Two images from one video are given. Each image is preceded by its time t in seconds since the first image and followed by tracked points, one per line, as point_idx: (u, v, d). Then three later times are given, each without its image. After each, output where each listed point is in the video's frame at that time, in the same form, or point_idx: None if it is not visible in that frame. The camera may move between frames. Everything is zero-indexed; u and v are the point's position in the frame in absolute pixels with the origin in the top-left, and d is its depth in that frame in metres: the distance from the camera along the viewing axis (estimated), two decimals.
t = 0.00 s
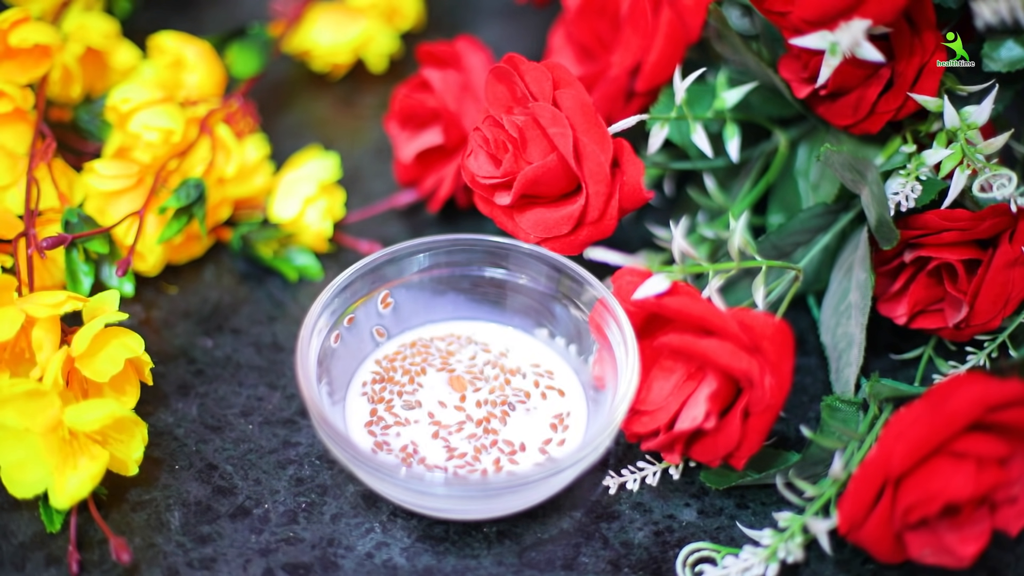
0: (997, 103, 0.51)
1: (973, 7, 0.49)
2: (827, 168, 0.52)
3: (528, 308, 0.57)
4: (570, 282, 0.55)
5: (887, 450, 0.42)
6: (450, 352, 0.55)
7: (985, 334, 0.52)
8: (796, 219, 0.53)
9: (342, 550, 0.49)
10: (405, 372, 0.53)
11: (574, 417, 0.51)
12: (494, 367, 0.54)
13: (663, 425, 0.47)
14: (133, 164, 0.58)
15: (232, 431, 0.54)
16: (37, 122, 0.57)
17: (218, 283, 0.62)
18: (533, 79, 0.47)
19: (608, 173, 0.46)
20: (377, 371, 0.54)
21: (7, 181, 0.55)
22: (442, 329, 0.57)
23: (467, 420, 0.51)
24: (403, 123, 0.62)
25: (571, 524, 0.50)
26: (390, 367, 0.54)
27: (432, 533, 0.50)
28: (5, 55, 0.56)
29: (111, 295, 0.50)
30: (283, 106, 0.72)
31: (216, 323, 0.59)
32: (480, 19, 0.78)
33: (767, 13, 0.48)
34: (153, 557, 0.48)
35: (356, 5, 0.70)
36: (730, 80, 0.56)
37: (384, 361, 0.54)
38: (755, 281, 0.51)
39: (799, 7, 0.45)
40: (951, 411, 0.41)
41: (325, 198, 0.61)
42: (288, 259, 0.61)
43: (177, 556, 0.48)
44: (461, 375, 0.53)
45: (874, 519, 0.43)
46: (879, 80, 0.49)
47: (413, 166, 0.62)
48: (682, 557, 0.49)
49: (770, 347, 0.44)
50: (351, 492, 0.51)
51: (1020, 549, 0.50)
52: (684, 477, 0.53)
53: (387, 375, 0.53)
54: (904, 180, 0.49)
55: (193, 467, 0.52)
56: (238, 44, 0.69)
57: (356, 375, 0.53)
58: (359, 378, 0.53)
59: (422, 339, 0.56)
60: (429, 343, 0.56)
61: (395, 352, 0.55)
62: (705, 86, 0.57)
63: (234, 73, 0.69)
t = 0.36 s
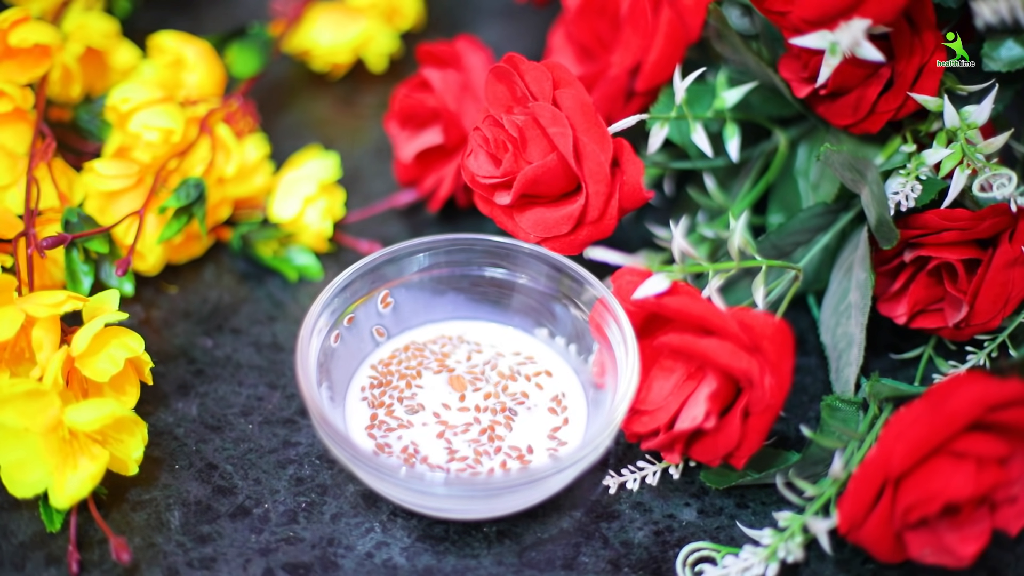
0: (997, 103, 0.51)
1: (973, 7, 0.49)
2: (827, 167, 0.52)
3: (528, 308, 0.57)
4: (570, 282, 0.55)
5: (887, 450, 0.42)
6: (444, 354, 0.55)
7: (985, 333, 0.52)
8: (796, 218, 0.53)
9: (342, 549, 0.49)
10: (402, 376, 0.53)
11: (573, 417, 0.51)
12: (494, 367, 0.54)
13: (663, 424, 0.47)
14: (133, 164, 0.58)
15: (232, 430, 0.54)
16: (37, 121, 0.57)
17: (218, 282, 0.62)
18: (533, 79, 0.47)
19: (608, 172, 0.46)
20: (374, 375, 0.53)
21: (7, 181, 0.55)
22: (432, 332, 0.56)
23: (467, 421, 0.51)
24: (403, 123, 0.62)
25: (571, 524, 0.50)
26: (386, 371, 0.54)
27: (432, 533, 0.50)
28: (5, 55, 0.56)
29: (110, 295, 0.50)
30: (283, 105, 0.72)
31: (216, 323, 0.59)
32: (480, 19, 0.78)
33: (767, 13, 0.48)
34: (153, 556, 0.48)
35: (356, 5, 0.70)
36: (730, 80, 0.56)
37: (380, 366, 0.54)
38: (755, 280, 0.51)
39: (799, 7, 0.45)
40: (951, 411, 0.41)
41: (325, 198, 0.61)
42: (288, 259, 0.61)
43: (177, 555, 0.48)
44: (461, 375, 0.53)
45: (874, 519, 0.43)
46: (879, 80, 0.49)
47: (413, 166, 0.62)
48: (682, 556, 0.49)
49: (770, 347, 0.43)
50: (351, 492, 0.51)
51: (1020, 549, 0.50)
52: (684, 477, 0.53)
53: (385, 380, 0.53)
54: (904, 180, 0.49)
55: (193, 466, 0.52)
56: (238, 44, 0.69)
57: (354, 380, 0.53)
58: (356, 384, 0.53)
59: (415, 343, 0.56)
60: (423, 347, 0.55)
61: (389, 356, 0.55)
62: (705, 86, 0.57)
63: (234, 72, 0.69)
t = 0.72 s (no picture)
0: (997, 102, 0.51)
1: (973, 7, 0.49)
2: (827, 167, 0.52)
3: (528, 308, 0.57)
4: (570, 281, 0.55)
5: (887, 450, 0.42)
6: (439, 355, 0.55)
7: (985, 333, 0.53)
8: (796, 218, 0.53)
9: (342, 549, 0.49)
10: (399, 379, 0.53)
11: (573, 417, 0.51)
12: (495, 367, 0.54)
13: (663, 424, 0.47)
14: (133, 164, 0.58)
15: (232, 430, 0.54)
16: (37, 121, 0.57)
17: (218, 283, 0.62)
18: (533, 79, 0.47)
19: (608, 172, 0.46)
20: (371, 380, 0.53)
21: (7, 181, 0.54)
22: (424, 333, 0.56)
23: (468, 421, 0.51)
24: (403, 122, 0.62)
25: (571, 523, 0.50)
26: (383, 375, 0.53)
27: (432, 532, 0.50)
28: (5, 55, 0.56)
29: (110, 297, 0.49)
30: (283, 105, 0.72)
31: (217, 323, 0.59)
32: (481, 19, 0.78)
33: (767, 13, 0.48)
34: (153, 556, 0.48)
35: (356, 5, 0.70)
36: (730, 80, 0.56)
37: (376, 370, 0.54)
38: (755, 280, 0.51)
39: (798, 7, 0.45)
40: (951, 411, 0.41)
41: (325, 197, 0.61)
42: (289, 258, 0.61)
43: (177, 555, 0.48)
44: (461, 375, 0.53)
45: (873, 519, 0.43)
46: (879, 80, 0.49)
47: (413, 166, 0.62)
48: (682, 556, 0.49)
49: (770, 347, 0.43)
50: (351, 492, 0.51)
51: (1020, 549, 0.50)
52: (684, 476, 0.53)
53: (382, 384, 0.53)
54: (904, 180, 0.49)
55: (193, 466, 0.52)
56: (238, 44, 0.69)
57: (352, 383, 0.53)
58: (354, 389, 0.53)
59: (410, 345, 0.55)
60: (417, 349, 0.55)
61: (385, 359, 0.54)
62: (705, 86, 0.57)
63: (234, 72, 0.69)
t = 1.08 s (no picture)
0: (997, 102, 0.51)
1: (974, 7, 0.49)
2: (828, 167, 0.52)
3: (529, 308, 0.57)
4: (571, 281, 0.55)
5: (887, 450, 0.42)
6: (435, 357, 0.55)
7: (986, 333, 0.52)
8: (796, 218, 0.53)
9: (342, 549, 0.49)
10: (399, 380, 0.53)
11: (574, 417, 0.51)
12: (495, 368, 0.54)
13: (663, 424, 0.47)
14: (134, 164, 0.58)
15: (233, 430, 0.54)
16: (37, 121, 0.57)
17: (218, 282, 0.62)
18: (533, 79, 0.47)
19: (609, 172, 0.46)
20: (370, 384, 0.53)
21: (7, 181, 0.54)
22: (416, 336, 0.56)
23: (469, 421, 0.51)
24: (404, 122, 0.62)
25: (571, 523, 0.50)
26: (384, 375, 0.53)
27: (432, 532, 0.50)
28: (6, 54, 0.56)
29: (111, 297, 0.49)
30: (284, 105, 0.72)
31: (217, 322, 0.59)
32: (481, 19, 0.78)
33: (768, 13, 0.48)
34: (153, 556, 0.48)
35: (357, 5, 0.70)
36: (730, 80, 0.56)
37: (374, 374, 0.53)
38: (755, 280, 0.51)
39: (799, 7, 0.45)
40: (951, 411, 0.41)
41: (325, 197, 0.61)
42: (289, 258, 0.61)
43: (177, 555, 0.48)
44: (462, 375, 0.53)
45: (874, 519, 0.43)
46: (879, 80, 0.49)
47: (413, 166, 0.62)
48: (682, 556, 0.49)
49: (770, 347, 0.43)
50: (351, 492, 0.51)
51: (1020, 549, 0.50)
52: (685, 476, 0.53)
53: (381, 388, 0.53)
54: (904, 180, 0.49)
55: (193, 466, 0.52)
56: (239, 43, 0.69)
57: (352, 383, 0.53)
58: (354, 390, 0.52)
59: (410, 346, 0.55)
60: (414, 351, 0.55)
61: (386, 359, 0.54)
62: (705, 86, 0.57)
63: (234, 72, 0.69)
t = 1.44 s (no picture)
0: (997, 102, 0.51)
1: (973, 7, 0.49)
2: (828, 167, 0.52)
3: (528, 308, 0.57)
4: (571, 281, 0.55)
5: (887, 450, 0.42)
6: (433, 358, 0.54)
7: (986, 333, 0.52)
8: (796, 218, 0.53)
9: (342, 549, 0.49)
10: (400, 380, 0.53)
11: (574, 416, 0.51)
12: (496, 367, 0.54)
13: (663, 424, 0.47)
14: (134, 163, 0.58)
15: (232, 430, 0.54)
16: (37, 121, 0.57)
17: (218, 282, 0.62)
18: (533, 79, 0.47)
19: (609, 172, 0.46)
20: (369, 388, 0.53)
21: (7, 180, 0.55)
22: (413, 337, 0.56)
23: (470, 421, 0.51)
24: (404, 122, 0.62)
25: (571, 523, 0.50)
26: (384, 375, 0.53)
27: (432, 532, 0.50)
28: (6, 54, 0.56)
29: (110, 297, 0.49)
30: (284, 105, 0.72)
31: (217, 322, 0.59)
32: (481, 19, 0.78)
33: (768, 13, 0.48)
34: (153, 556, 0.48)
35: (357, 5, 0.70)
36: (730, 80, 0.56)
37: (372, 377, 0.53)
38: (755, 280, 0.51)
39: (799, 7, 0.45)
40: (951, 411, 0.41)
41: (325, 197, 0.61)
42: (289, 258, 0.61)
43: (177, 554, 0.48)
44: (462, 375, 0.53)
45: (874, 519, 0.43)
46: (879, 80, 0.49)
47: (413, 166, 0.62)
48: (682, 556, 0.49)
49: (770, 347, 0.43)
50: (351, 491, 0.51)
51: (1020, 549, 0.50)
52: (684, 476, 0.53)
53: (380, 391, 0.52)
54: (904, 180, 0.49)
55: (193, 465, 0.52)
56: (239, 43, 0.69)
57: (352, 383, 0.53)
58: (354, 390, 0.53)
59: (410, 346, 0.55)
60: (414, 351, 0.55)
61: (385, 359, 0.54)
62: (705, 86, 0.57)
63: (234, 72, 0.69)
